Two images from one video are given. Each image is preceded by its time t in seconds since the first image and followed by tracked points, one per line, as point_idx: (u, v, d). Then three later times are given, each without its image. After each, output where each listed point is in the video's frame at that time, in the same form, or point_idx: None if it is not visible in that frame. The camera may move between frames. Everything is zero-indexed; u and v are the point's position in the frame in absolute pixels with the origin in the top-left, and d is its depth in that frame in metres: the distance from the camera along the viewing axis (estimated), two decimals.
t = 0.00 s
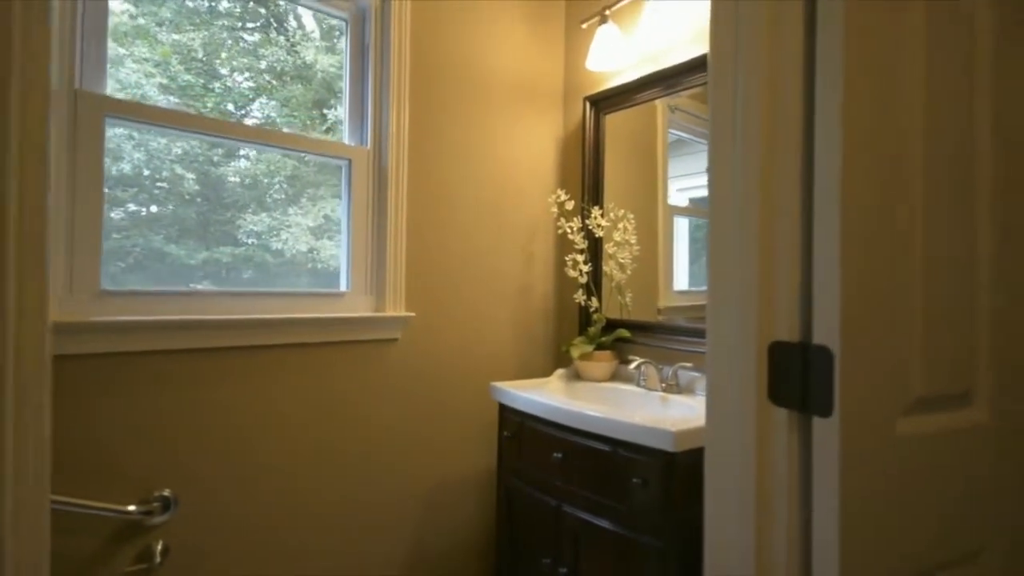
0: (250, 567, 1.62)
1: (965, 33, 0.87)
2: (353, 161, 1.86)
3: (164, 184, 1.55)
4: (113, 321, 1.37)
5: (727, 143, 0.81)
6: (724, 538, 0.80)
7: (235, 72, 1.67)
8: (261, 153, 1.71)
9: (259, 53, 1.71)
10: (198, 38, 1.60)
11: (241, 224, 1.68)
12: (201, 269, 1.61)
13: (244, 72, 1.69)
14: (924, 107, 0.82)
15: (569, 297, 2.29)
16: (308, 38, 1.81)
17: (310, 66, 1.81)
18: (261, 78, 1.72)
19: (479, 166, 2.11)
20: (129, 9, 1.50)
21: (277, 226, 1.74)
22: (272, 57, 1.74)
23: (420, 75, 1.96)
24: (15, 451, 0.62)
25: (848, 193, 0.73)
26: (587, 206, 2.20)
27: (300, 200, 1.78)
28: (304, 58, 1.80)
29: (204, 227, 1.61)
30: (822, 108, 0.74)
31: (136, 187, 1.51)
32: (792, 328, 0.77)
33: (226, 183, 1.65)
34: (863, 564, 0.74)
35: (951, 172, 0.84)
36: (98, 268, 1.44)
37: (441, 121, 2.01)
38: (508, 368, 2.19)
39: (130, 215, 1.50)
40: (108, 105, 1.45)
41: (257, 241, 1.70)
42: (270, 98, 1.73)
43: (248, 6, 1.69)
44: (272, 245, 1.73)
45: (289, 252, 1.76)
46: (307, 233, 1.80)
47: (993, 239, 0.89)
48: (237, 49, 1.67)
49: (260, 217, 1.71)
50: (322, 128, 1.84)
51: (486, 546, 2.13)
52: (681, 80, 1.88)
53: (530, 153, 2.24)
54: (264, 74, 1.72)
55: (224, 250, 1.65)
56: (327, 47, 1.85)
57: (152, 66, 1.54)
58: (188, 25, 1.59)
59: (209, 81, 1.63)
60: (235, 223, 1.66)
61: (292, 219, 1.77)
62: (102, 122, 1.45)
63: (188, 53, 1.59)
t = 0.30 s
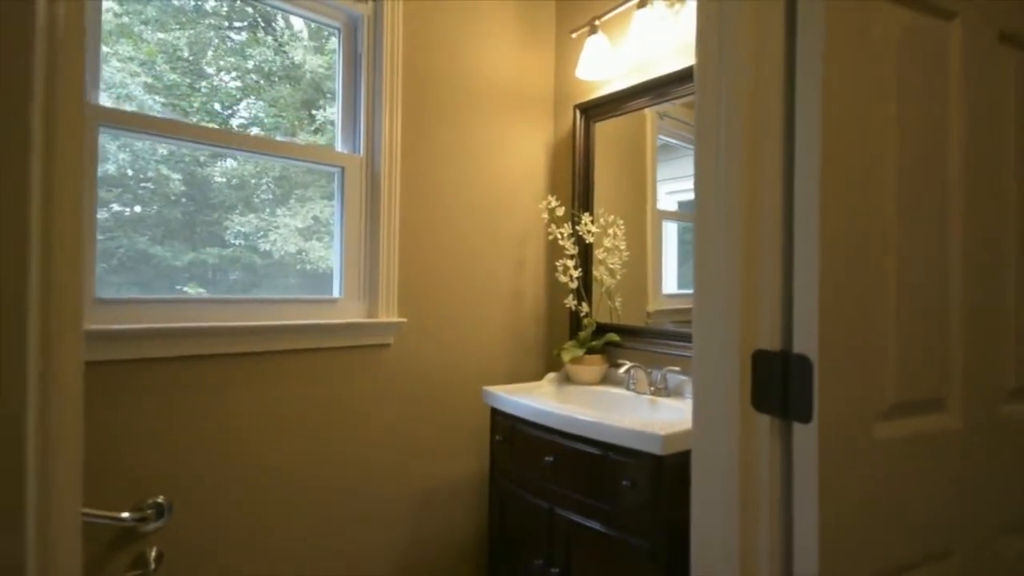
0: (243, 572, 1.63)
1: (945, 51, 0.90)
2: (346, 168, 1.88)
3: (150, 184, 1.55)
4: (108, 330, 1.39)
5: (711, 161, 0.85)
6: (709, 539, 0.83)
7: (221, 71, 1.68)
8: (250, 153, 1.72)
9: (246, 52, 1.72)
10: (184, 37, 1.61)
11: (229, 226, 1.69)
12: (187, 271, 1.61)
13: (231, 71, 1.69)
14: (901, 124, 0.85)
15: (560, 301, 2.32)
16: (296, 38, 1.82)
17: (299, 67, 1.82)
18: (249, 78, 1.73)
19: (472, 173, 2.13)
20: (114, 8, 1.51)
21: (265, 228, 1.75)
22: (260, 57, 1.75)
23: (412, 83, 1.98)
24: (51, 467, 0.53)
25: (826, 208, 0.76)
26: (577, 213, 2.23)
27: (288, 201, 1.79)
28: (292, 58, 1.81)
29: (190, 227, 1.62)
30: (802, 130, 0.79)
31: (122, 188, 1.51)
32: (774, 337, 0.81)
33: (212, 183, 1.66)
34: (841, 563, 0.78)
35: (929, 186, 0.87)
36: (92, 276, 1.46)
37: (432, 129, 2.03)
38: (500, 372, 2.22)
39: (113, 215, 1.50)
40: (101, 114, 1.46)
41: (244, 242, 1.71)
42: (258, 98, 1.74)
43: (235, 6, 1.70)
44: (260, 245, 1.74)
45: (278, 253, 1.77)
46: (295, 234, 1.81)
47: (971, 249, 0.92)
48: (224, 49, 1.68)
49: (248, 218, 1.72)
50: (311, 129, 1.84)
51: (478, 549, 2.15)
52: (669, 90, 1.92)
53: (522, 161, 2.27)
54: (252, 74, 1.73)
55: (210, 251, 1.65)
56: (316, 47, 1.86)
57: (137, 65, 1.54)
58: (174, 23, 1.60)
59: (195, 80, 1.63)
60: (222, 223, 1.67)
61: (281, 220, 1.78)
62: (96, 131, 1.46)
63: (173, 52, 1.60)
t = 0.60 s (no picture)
0: None
1: (916, 68, 0.93)
2: (334, 174, 1.89)
3: (132, 184, 1.55)
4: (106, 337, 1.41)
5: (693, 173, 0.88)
6: (691, 540, 0.86)
7: (205, 70, 1.68)
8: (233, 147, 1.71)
9: (230, 51, 1.72)
10: (167, 35, 1.62)
11: (213, 227, 1.69)
12: (170, 272, 1.61)
13: (215, 69, 1.70)
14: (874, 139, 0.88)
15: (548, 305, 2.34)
16: (281, 37, 1.82)
17: (284, 66, 1.83)
18: (233, 77, 1.73)
19: (460, 179, 2.15)
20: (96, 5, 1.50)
21: (251, 228, 1.75)
22: (244, 55, 1.75)
23: (400, 88, 1.99)
24: (65, 468, 0.47)
25: (800, 220, 0.80)
26: (564, 218, 2.26)
27: (274, 202, 1.80)
28: (278, 57, 1.81)
29: (172, 228, 1.62)
30: (778, 144, 0.81)
31: (104, 187, 1.51)
32: (754, 345, 0.84)
33: (196, 182, 1.66)
34: (817, 561, 0.81)
35: (901, 199, 0.91)
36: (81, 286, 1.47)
37: (420, 134, 2.04)
38: (489, 376, 2.23)
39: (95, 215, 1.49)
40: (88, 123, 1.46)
41: (229, 244, 1.71)
42: (243, 97, 1.75)
43: (219, 4, 1.70)
44: (245, 247, 1.74)
45: (264, 254, 1.78)
46: (280, 235, 1.81)
47: (940, 259, 0.96)
48: (208, 47, 1.69)
49: (233, 218, 1.72)
50: (297, 127, 1.85)
51: (467, 552, 2.17)
52: (655, 98, 1.95)
53: (510, 166, 2.29)
54: (236, 73, 1.73)
55: (193, 252, 1.65)
56: (302, 46, 1.86)
57: (119, 63, 1.54)
58: (157, 21, 1.60)
59: (178, 78, 1.63)
60: (206, 224, 1.67)
61: (266, 221, 1.78)
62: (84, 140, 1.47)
63: (156, 50, 1.60)
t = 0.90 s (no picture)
0: None
1: (873, 92, 0.97)
2: (313, 183, 1.89)
3: (105, 186, 1.54)
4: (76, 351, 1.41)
5: (662, 191, 0.91)
6: (661, 545, 0.89)
7: (182, 69, 1.67)
8: (209, 146, 1.72)
9: (207, 50, 1.72)
10: (141, 33, 1.61)
11: (190, 228, 1.68)
12: (145, 275, 1.60)
13: (192, 68, 1.69)
14: (834, 159, 0.91)
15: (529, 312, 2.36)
16: (260, 37, 1.82)
17: (263, 65, 1.82)
18: (210, 76, 1.72)
19: (441, 187, 2.16)
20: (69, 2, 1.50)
21: (230, 231, 1.75)
22: (222, 54, 1.75)
23: (379, 96, 2.00)
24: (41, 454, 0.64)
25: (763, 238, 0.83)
26: (544, 225, 2.28)
27: (253, 204, 1.79)
28: (257, 57, 1.81)
29: (147, 230, 1.61)
30: (742, 164, 0.85)
31: (76, 189, 1.50)
32: (720, 357, 0.87)
33: (172, 183, 1.65)
34: (779, 566, 0.84)
35: (860, 216, 0.95)
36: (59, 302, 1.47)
37: (399, 144, 2.05)
38: (470, 383, 2.25)
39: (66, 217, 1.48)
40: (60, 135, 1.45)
41: (207, 246, 1.71)
42: (221, 95, 1.74)
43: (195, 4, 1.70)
44: (223, 250, 1.74)
45: (242, 257, 1.77)
46: (260, 237, 1.80)
47: (897, 273, 1.00)
48: (184, 45, 1.68)
49: (210, 220, 1.71)
50: (276, 127, 1.85)
51: (448, 558, 2.18)
52: (634, 108, 1.99)
53: (490, 173, 2.31)
54: (213, 72, 1.73)
55: (169, 255, 1.64)
56: (281, 46, 1.86)
57: (91, 62, 1.53)
58: (132, 19, 1.60)
59: (153, 77, 1.63)
60: (182, 226, 1.66)
61: (245, 223, 1.78)
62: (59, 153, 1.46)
63: (130, 49, 1.59)
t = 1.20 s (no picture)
0: None
1: (832, 107, 1.01)
2: (284, 188, 1.87)
3: (69, 184, 1.50)
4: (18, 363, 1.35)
5: (632, 204, 0.93)
6: (630, 549, 0.92)
7: (152, 64, 1.64)
8: (180, 145, 1.69)
9: (178, 45, 1.69)
10: (108, 26, 1.57)
11: (160, 229, 1.65)
12: (112, 276, 1.57)
13: (162, 64, 1.66)
14: (794, 172, 0.94)
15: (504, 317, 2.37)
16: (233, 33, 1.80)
17: (236, 63, 1.81)
18: (181, 72, 1.69)
19: (415, 192, 2.15)
20: None
21: (203, 230, 1.73)
22: (193, 49, 1.72)
23: (352, 99, 1.98)
24: None
25: (726, 249, 0.85)
26: (519, 231, 2.29)
27: (226, 204, 1.77)
28: (230, 54, 1.80)
29: (114, 231, 1.57)
30: (705, 178, 0.87)
31: (39, 187, 1.45)
32: (685, 366, 0.89)
33: (139, 183, 1.61)
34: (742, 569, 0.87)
35: (819, 228, 0.98)
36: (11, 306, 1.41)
37: (373, 148, 2.04)
38: (445, 388, 2.25)
39: (29, 216, 1.44)
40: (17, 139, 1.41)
41: (177, 247, 1.68)
42: (192, 92, 1.71)
43: None
44: (194, 251, 1.71)
45: (215, 258, 1.75)
46: (233, 238, 1.79)
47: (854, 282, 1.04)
48: (153, 40, 1.65)
49: (180, 220, 1.69)
50: (250, 125, 1.83)
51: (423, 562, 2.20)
52: (608, 115, 2.01)
53: (464, 178, 2.31)
54: (184, 68, 1.70)
55: (138, 256, 1.61)
56: (255, 43, 1.85)
57: (55, 56, 1.48)
58: (98, 12, 1.56)
59: (120, 72, 1.59)
60: (151, 226, 1.63)
61: (218, 224, 1.76)
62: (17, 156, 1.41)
63: (96, 43, 1.55)
